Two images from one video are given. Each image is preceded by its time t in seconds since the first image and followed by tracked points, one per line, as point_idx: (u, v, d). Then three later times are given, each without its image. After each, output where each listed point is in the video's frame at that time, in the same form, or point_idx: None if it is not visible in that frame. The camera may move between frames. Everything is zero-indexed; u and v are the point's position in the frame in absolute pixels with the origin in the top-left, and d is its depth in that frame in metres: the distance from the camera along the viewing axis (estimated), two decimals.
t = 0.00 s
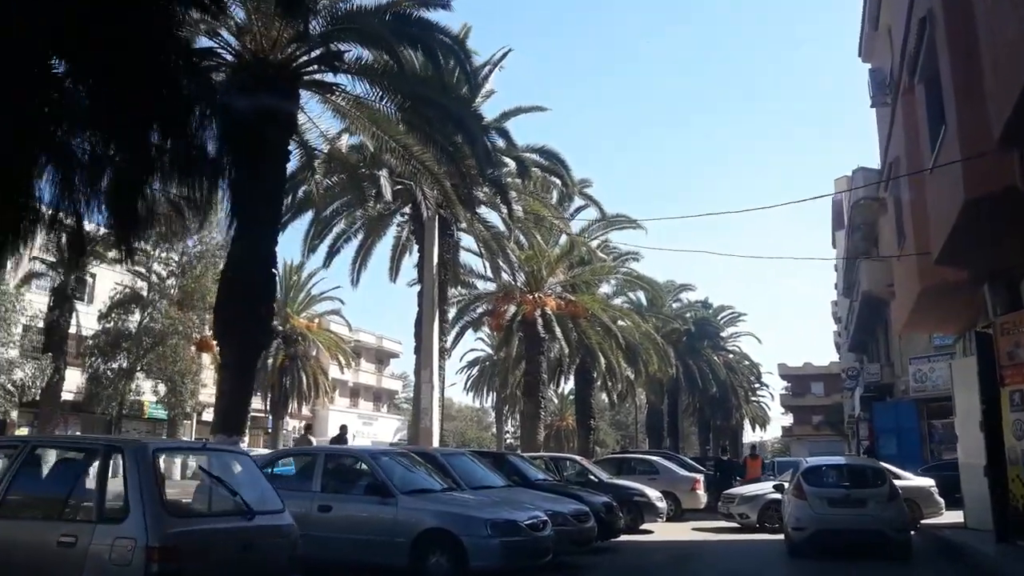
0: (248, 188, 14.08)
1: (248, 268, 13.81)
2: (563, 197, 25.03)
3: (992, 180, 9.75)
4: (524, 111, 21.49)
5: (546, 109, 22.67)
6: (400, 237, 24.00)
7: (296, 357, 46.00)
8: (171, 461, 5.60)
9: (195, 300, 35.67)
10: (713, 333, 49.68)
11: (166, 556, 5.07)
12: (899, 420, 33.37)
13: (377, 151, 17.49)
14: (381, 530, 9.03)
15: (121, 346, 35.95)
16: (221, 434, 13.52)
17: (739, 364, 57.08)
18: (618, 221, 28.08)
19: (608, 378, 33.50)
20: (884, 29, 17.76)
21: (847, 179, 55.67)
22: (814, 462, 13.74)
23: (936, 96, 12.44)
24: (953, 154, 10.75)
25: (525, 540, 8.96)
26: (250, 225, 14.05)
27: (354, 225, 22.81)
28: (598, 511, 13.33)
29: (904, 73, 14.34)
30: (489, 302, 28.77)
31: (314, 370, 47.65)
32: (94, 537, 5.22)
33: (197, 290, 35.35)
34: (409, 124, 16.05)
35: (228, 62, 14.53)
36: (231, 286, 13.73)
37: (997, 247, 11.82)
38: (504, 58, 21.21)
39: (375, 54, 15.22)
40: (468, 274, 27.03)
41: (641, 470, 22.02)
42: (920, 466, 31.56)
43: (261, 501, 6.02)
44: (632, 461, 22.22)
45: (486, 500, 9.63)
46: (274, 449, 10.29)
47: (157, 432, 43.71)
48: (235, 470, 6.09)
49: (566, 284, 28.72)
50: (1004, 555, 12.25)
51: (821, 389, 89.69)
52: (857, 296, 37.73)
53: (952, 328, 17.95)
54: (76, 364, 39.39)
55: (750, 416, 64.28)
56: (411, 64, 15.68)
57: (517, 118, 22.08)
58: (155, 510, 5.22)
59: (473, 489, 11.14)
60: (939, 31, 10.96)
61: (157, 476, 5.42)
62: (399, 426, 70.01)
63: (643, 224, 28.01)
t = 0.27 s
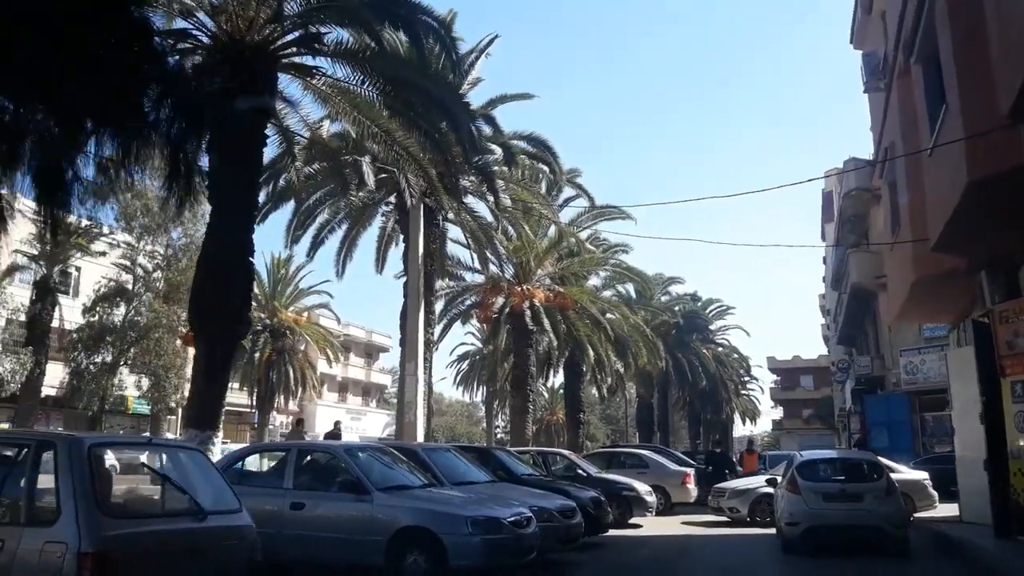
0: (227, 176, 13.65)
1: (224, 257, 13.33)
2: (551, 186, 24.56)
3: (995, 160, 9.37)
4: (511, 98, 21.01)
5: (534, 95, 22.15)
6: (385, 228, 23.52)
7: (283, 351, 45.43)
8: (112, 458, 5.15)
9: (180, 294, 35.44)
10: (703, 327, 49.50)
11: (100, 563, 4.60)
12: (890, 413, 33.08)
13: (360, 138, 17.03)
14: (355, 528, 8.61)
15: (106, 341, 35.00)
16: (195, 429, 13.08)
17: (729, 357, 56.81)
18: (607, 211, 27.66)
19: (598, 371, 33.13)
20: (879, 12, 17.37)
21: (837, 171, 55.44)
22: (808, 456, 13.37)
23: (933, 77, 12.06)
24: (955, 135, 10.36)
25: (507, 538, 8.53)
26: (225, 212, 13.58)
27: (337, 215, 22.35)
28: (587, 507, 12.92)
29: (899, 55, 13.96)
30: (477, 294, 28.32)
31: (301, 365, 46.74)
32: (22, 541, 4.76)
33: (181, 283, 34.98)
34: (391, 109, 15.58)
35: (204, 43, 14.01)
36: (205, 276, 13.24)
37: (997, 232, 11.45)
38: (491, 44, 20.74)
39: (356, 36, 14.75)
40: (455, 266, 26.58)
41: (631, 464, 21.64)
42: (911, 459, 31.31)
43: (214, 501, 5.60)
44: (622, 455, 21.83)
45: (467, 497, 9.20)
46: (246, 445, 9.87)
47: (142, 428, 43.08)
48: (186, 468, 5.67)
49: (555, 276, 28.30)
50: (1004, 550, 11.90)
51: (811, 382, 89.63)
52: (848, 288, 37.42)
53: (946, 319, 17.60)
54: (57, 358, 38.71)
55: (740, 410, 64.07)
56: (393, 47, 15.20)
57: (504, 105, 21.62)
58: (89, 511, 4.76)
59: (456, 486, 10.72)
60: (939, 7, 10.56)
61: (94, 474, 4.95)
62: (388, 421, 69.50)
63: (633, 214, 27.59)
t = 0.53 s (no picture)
0: (205, 163, 13.15)
1: (200, 250, 12.82)
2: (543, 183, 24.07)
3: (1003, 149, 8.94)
4: (501, 92, 20.56)
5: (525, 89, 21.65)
6: (372, 224, 23.01)
7: (271, 350, 44.81)
8: (44, 457, 4.66)
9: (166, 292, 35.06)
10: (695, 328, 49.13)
11: None
12: (884, 416, 32.87)
13: (344, 129, 16.55)
14: (329, 535, 8.11)
15: (89, 339, 34.14)
16: (168, 428, 12.57)
17: (721, 359, 56.46)
18: (599, 210, 27.23)
19: (589, 373, 32.68)
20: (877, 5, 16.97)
21: (831, 173, 55.15)
22: (804, 460, 12.94)
23: (937, 67, 11.63)
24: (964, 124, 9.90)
25: (490, 546, 8.04)
26: (202, 204, 13.07)
27: (323, 210, 21.86)
28: (575, 512, 12.42)
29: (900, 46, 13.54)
30: (466, 293, 27.75)
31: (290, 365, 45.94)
32: None
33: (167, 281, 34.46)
34: (376, 98, 15.10)
35: (182, 28, 13.43)
36: (179, 270, 12.72)
37: (1002, 227, 11.04)
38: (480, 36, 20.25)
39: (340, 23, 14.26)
40: (443, 264, 26.09)
41: (622, 467, 21.18)
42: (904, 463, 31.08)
43: (161, 506, 5.17)
44: (613, 457, 21.35)
45: (448, 501, 8.72)
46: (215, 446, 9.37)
47: (127, 428, 42.37)
48: (131, 470, 5.23)
49: (546, 275, 27.84)
50: (1008, 558, 11.50)
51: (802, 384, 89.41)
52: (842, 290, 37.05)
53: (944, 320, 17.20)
54: (39, 357, 37.96)
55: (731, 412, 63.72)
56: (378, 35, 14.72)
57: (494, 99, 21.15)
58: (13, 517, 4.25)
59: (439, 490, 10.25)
60: None
61: (22, 473, 4.47)
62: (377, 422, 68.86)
63: (625, 212, 27.14)
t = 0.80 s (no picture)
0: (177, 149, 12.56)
1: (173, 242, 12.26)
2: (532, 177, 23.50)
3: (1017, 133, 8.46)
4: (489, 83, 20.01)
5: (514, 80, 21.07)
6: (357, 219, 22.47)
7: (257, 349, 44.15)
8: None
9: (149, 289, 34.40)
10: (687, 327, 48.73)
11: None
12: (876, 417, 32.38)
13: (326, 118, 15.98)
14: (297, 541, 7.63)
15: (70, 337, 33.48)
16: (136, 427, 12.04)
17: (712, 359, 56.09)
18: (590, 206, 26.72)
19: (580, 372, 32.19)
20: None
21: (822, 172, 54.86)
22: (801, 461, 12.47)
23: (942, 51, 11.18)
24: (972, 108, 9.44)
25: (470, 553, 7.53)
26: (175, 192, 12.49)
27: (306, 205, 21.30)
28: (563, 516, 11.92)
29: (900, 33, 13.09)
30: (454, 290, 27.02)
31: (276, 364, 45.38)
32: None
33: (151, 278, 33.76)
34: (358, 86, 14.58)
35: (155, 11, 12.83)
36: (151, 262, 12.16)
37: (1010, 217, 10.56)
38: (468, 26, 19.68)
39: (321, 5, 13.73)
40: (431, 260, 25.52)
41: (611, 467, 20.70)
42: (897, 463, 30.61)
43: (94, 514, 4.63)
44: (602, 458, 20.86)
45: (427, 505, 8.22)
46: (179, 446, 8.90)
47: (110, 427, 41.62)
48: (61, 473, 4.70)
49: (535, 272, 27.30)
50: (1011, 563, 11.07)
51: (793, 384, 89.21)
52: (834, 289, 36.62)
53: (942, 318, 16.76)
54: (20, 355, 37.19)
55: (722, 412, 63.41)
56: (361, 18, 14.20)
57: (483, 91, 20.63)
58: None
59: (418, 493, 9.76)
60: None
61: None
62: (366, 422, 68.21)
63: (616, 208, 26.64)
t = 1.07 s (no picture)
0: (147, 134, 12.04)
1: (144, 233, 11.76)
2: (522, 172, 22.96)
3: None
4: (477, 75, 19.54)
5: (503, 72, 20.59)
6: (342, 215, 21.98)
7: (244, 349, 43.54)
8: None
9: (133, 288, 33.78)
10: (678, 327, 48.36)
11: None
12: (870, 417, 32.28)
13: (307, 108, 15.47)
14: (263, 550, 7.18)
15: (53, 336, 32.83)
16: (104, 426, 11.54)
17: (704, 359, 55.73)
18: (580, 203, 26.25)
19: (571, 372, 31.74)
20: None
21: (815, 171, 54.57)
22: (798, 463, 12.03)
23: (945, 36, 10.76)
24: (979, 91, 9.00)
25: (448, 562, 7.04)
26: (145, 181, 11.97)
27: (290, 200, 20.82)
28: (551, 520, 11.43)
29: (901, 19, 12.66)
30: (443, 288, 26.52)
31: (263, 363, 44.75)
32: None
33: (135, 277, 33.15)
34: (339, 73, 14.07)
35: None
36: (122, 256, 11.64)
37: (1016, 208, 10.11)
38: (455, 15, 19.18)
39: None
40: (418, 257, 24.99)
41: (602, 469, 20.25)
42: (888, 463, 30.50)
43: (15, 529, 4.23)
44: (592, 459, 20.40)
45: (406, 510, 7.76)
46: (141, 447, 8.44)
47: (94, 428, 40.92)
48: None
49: (525, 270, 26.83)
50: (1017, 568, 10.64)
51: (784, 385, 88.98)
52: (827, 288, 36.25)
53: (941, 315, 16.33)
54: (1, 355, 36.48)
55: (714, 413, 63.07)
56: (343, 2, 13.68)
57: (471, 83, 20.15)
58: None
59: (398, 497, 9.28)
60: None
61: None
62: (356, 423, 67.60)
63: (606, 205, 26.19)
